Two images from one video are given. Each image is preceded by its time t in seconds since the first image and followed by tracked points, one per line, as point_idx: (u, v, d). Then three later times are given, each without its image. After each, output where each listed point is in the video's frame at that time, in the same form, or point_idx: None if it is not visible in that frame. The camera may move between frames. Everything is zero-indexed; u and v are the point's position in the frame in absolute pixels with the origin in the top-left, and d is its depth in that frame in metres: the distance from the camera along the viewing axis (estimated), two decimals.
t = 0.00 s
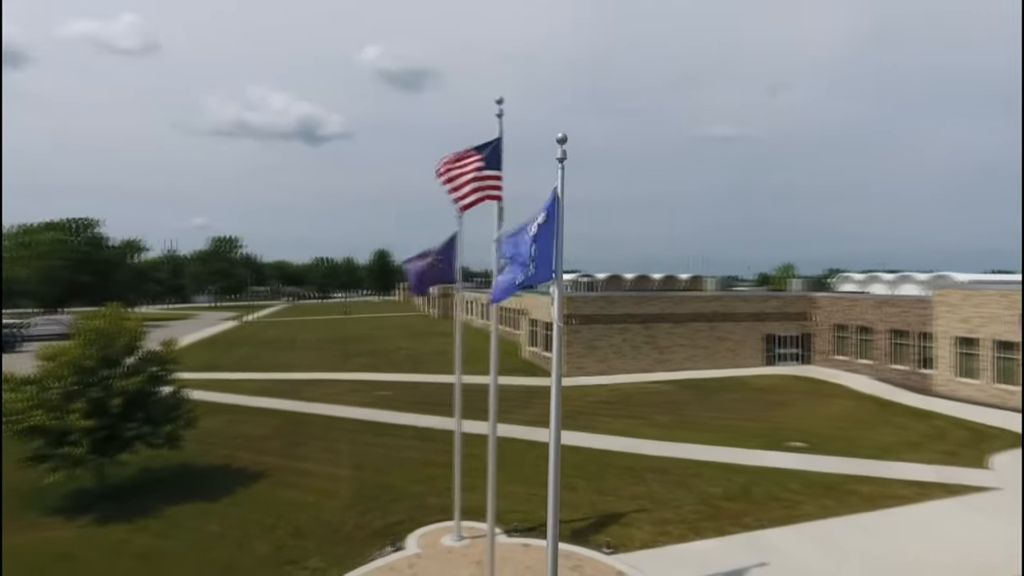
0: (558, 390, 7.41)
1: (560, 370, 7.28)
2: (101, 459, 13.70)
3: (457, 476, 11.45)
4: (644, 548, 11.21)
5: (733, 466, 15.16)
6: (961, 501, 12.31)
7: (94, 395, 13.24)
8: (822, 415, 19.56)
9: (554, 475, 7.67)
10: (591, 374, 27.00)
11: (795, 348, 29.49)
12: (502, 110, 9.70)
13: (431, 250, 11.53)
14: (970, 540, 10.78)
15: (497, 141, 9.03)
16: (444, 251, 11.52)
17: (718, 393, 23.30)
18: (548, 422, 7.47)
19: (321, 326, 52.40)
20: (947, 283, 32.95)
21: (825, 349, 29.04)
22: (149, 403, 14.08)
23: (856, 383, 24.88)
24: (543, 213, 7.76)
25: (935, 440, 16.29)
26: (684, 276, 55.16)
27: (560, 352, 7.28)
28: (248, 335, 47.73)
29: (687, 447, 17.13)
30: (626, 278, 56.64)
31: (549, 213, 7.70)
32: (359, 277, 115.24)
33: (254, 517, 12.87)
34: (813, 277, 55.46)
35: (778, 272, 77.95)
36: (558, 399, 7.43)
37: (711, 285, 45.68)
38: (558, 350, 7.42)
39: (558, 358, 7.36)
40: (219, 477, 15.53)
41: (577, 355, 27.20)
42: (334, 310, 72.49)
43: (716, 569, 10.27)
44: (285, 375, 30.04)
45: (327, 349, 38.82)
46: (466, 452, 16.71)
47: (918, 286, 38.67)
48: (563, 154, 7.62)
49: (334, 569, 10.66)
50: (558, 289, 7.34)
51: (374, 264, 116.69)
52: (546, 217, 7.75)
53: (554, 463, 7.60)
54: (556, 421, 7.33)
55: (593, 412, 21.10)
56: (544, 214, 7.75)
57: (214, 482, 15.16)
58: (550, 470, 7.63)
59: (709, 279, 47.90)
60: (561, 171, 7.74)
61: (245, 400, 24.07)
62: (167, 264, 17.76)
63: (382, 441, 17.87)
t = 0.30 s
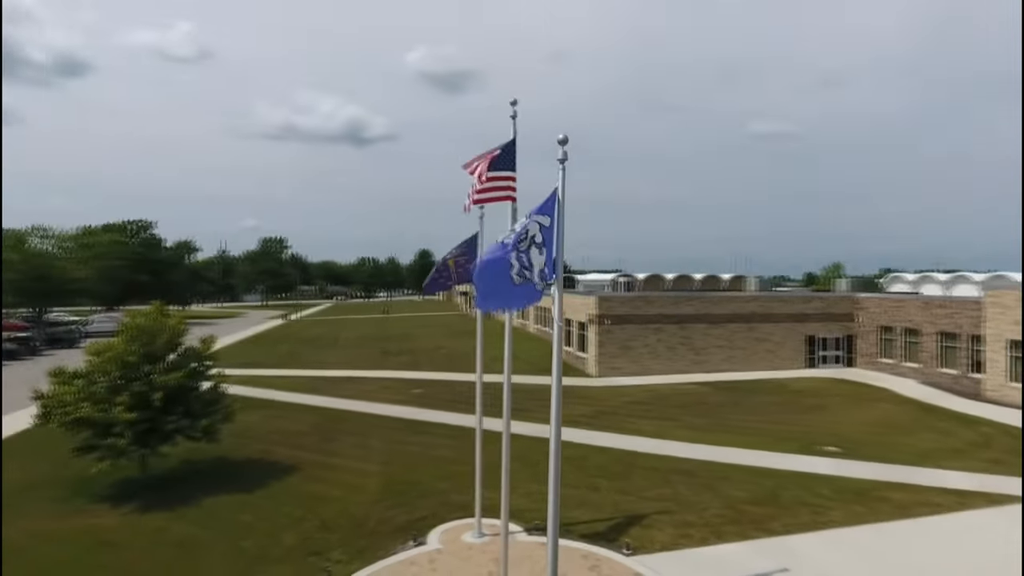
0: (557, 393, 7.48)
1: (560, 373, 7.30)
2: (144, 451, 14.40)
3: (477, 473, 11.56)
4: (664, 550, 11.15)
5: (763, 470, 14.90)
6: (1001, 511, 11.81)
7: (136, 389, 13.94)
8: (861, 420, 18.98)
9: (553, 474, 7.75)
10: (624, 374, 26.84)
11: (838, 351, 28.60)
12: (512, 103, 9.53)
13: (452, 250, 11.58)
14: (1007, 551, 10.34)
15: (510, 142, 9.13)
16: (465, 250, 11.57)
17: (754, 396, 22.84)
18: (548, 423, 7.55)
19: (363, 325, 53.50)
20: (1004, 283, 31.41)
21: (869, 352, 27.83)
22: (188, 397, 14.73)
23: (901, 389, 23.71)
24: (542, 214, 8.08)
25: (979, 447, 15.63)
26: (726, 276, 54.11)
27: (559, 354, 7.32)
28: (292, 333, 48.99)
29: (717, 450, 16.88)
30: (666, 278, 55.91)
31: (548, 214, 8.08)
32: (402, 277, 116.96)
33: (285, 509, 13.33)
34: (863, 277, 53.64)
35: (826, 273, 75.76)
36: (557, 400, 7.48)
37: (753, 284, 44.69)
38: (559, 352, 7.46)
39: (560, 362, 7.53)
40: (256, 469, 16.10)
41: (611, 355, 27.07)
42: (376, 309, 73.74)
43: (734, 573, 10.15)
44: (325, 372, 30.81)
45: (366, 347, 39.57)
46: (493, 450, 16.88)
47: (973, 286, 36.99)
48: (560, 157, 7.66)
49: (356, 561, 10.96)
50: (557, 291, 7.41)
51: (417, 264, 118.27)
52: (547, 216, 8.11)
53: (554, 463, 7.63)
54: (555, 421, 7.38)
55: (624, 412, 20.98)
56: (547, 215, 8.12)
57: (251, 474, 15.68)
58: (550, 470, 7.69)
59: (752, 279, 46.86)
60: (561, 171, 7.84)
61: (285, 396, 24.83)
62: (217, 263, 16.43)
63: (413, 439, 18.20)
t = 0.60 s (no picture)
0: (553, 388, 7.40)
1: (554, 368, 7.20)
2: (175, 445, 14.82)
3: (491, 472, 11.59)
4: (677, 553, 11.06)
5: (787, 474, 14.60)
6: None
7: (167, 384, 14.48)
8: (894, 425, 18.41)
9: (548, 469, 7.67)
10: (652, 375, 26.62)
11: (876, 353, 27.75)
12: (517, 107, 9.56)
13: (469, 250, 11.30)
14: None
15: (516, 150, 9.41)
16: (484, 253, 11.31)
17: (784, 398, 22.38)
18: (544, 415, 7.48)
19: (397, 324, 54.27)
20: None
21: (908, 355, 26.86)
22: (217, 393, 15.14)
23: (940, 393, 22.81)
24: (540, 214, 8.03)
25: (1019, 455, 14.98)
26: (763, 276, 53.04)
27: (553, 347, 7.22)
28: (327, 332, 50.08)
29: (741, 452, 16.61)
30: (701, 278, 55.12)
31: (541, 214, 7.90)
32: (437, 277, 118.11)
33: (306, 504, 13.65)
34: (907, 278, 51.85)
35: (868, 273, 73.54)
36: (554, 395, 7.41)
37: (789, 284, 43.69)
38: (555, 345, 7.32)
39: (555, 352, 7.31)
40: (282, 465, 16.50)
41: (638, 356, 26.88)
42: (410, 309, 74.70)
43: None
44: (356, 371, 31.43)
45: (398, 346, 40.18)
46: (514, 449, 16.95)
47: None
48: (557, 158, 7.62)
49: (370, 556, 11.16)
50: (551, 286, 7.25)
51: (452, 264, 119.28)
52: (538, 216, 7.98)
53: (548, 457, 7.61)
54: (551, 413, 7.35)
55: (649, 413, 20.83)
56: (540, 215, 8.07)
57: (277, 471, 16.02)
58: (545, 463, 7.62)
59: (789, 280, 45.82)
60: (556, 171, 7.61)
61: (316, 393, 25.42)
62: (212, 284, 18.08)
63: (435, 437, 18.41)
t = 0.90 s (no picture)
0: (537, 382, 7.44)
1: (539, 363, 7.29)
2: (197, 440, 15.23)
3: (498, 471, 11.54)
4: (683, 555, 10.96)
5: (804, 478, 14.33)
6: None
7: (188, 381, 14.91)
8: (921, 429, 17.87)
9: (534, 464, 7.70)
10: (674, 376, 26.33)
11: (907, 355, 26.96)
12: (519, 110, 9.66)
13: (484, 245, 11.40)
14: None
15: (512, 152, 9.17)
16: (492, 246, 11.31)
17: (809, 400, 21.89)
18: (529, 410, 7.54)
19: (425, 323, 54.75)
20: None
21: (941, 357, 26.08)
22: (236, 391, 15.49)
23: (973, 397, 22.06)
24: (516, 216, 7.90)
25: None
26: (795, 276, 51.97)
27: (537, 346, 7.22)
28: (356, 330, 50.81)
29: (760, 455, 16.32)
30: (731, 278, 54.27)
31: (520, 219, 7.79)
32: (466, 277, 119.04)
33: (319, 499, 13.91)
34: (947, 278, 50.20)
35: (908, 273, 71.31)
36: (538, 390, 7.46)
37: (821, 285, 42.72)
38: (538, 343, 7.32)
39: (540, 353, 7.39)
40: (299, 461, 16.85)
41: (660, 356, 26.59)
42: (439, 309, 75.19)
43: None
44: (380, 369, 31.84)
45: (423, 345, 40.54)
46: (528, 449, 17.00)
47: None
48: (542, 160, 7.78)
49: (378, 552, 11.32)
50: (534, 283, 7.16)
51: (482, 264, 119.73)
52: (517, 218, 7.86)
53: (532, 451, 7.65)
54: (534, 408, 7.41)
55: (669, 414, 20.62)
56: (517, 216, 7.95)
57: (294, 467, 16.36)
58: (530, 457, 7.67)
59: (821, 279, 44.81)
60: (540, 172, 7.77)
61: (339, 391, 25.88)
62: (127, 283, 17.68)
63: (451, 436, 18.56)
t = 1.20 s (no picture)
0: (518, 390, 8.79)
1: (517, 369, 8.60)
2: (215, 436, 15.64)
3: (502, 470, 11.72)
4: (686, 558, 10.86)
5: (818, 482, 14.03)
6: None
7: (206, 378, 15.31)
8: (947, 434, 17.33)
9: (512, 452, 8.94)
10: (695, 377, 26.01)
11: (938, 357, 26.18)
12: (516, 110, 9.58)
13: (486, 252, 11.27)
14: None
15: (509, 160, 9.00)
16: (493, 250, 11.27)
17: (832, 403, 21.40)
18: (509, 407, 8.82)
19: (451, 323, 55.05)
20: None
21: (974, 360, 25.26)
22: (253, 388, 15.86)
23: (1006, 402, 21.32)
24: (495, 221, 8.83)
25: None
26: (826, 276, 50.86)
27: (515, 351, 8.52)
28: (382, 330, 51.41)
29: (776, 458, 16.02)
30: (760, 278, 53.36)
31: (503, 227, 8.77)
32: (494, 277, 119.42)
33: (331, 495, 14.15)
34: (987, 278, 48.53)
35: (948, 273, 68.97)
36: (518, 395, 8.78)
37: (852, 285, 41.71)
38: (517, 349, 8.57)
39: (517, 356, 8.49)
40: (314, 457, 17.18)
41: (681, 357, 26.29)
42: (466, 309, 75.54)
43: None
44: (402, 368, 32.16)
45: (447, 345, 40.79)
46: (540, 450, 17.01)
47: None
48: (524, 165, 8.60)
49: (383, 548, 11.47)
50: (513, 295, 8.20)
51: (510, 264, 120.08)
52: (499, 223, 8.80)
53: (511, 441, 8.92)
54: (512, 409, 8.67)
55: (686, 415, 20.40)
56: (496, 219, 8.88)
57: (309, 463, 16.71)
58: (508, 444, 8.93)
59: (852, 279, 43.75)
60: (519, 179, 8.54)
61: (360, 389, 26.23)
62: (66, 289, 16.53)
63: (466, 435, 18.66)
